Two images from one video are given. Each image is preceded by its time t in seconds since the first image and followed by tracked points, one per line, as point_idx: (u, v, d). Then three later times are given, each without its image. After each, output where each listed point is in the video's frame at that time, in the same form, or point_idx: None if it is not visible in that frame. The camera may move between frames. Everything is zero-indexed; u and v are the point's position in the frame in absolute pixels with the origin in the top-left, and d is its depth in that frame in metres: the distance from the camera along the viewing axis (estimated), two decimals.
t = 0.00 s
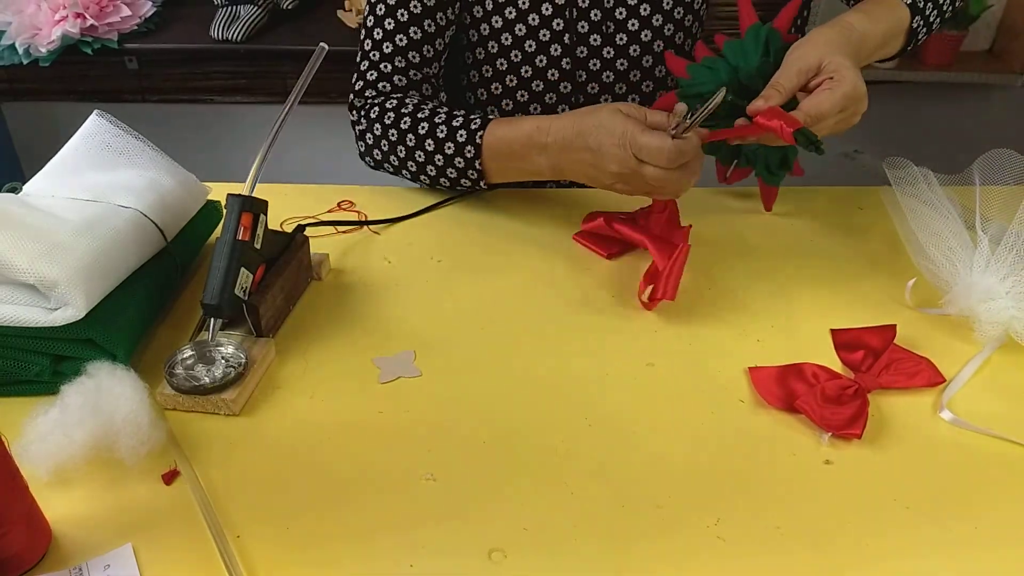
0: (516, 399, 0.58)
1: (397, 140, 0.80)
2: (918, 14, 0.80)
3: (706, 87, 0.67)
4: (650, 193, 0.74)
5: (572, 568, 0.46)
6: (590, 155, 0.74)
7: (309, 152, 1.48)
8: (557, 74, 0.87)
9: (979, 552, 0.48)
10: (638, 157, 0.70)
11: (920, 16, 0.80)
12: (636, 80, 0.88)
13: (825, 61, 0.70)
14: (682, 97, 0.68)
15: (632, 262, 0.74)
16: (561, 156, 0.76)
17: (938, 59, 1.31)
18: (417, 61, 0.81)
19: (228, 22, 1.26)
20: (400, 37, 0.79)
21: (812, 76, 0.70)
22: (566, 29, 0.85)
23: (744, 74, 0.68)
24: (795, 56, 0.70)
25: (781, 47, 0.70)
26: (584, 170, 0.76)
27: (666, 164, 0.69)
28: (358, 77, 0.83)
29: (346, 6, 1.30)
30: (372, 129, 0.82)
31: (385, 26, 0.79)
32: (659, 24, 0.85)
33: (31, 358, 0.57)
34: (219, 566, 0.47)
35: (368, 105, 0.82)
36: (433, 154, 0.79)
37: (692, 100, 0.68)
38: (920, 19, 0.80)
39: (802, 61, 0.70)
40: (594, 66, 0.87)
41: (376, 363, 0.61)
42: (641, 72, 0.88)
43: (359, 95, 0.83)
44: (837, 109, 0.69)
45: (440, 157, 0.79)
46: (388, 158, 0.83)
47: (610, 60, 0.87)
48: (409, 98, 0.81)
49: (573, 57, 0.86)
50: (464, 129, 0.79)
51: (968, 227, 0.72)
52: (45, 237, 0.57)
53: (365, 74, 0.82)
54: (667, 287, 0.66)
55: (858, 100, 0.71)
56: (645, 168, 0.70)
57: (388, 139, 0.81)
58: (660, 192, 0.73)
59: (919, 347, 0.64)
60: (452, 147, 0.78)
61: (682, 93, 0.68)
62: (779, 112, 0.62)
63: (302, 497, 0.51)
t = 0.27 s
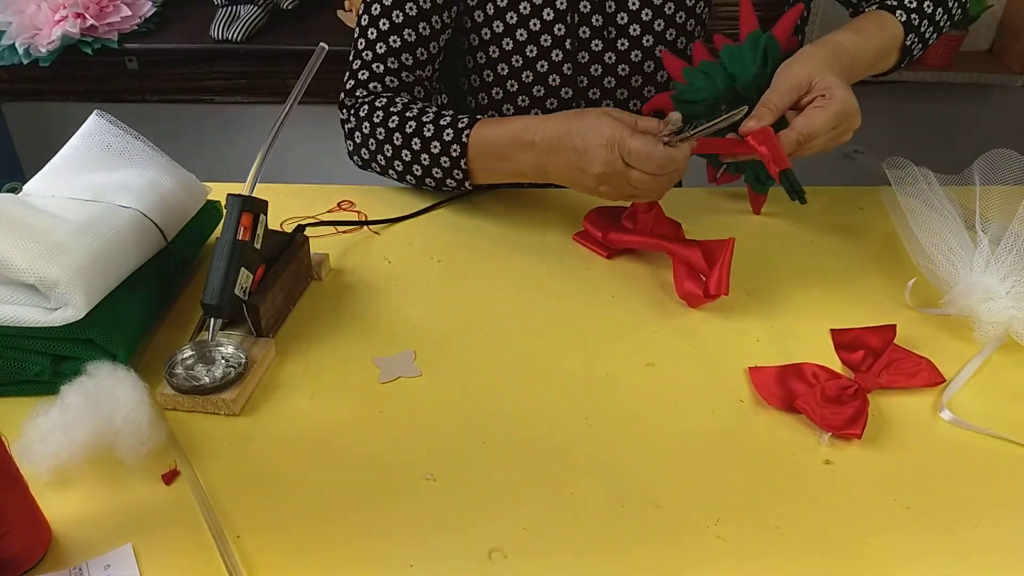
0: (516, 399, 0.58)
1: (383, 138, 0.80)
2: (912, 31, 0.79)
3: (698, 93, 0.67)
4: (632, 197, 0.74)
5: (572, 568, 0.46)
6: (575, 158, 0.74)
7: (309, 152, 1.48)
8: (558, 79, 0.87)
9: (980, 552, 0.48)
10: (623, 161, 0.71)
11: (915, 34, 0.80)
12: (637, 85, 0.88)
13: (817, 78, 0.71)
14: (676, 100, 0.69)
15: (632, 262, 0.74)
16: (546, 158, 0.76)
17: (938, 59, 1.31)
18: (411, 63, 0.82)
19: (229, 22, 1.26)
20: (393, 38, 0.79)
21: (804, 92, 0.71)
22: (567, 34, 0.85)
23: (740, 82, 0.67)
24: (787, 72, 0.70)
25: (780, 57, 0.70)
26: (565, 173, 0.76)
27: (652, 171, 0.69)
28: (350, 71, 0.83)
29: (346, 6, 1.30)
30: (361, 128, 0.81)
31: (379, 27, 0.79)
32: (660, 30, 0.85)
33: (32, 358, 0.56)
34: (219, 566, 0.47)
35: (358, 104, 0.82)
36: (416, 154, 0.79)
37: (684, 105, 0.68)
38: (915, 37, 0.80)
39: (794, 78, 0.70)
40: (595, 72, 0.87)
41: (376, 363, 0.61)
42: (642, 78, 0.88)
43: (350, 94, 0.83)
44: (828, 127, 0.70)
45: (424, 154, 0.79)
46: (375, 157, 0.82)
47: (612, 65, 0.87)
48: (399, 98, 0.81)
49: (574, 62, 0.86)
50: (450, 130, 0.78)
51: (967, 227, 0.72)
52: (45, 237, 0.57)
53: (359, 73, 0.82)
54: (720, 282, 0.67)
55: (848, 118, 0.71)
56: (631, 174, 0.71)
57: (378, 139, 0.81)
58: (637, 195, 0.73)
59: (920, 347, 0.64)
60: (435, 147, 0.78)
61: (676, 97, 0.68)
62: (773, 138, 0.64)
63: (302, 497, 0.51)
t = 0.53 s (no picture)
0: (516, 399, 0.58)
1: (346, 133, 0.78)
2: (919, 48, 0.80)
3: (707, 108, 0.67)
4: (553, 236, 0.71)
5: (571, 569, 0.46)
6: (494, 199, 0.71)
7: (309, 152, 1.48)
8: (556, 84, 0.86)
9: (980, 552, 0.48)
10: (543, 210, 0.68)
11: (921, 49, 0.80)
12: (636, 90, 0.88)
13: (835, 105, 0.70)
14: (682, 117, 0.68)
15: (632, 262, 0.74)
16: (463, 189, 0.73)
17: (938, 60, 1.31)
18: (389, 62, 0.80)
19: (228, 22, 1.26)
20: (375, 36, 0.78)
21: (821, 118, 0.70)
22: (566, 39, 0.84)
23: (745, 96, 0.68)
24: (804, 97, 0.70)
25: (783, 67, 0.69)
26: (482, 208, 0.73)
27: (575, 226, 0.67)
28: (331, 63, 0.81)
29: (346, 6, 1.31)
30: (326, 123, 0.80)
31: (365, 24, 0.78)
32: (659, 35, 0.85)
33: (32, 358, 0.57)
34: (219, 566, 0.47)
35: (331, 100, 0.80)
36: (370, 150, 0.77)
37: (689, 119, 0.68)
38: (921, 53, 0.80)
39: (812, 103, 0.69)
40: (593, 77, 0.86)
41: (376, 363, 0.61)
42: (640, 83, 0.88)
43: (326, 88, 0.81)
44: (847, 156, 0.69)
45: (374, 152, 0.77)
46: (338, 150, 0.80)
47: (610, 70, 0.86)
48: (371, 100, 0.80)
49: (572, 68, 0.86)
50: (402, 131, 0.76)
51: (967, 227, 0.72)
52: (45, 237, 0.57)
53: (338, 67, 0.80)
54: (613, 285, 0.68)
55: (866, 147, 0.71)
56: (553, 227, 0.69)
57: (340, 139, 0.79)
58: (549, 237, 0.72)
59: (919, 347, 0.64)
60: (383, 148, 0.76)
61: (680, 111, 0.68)
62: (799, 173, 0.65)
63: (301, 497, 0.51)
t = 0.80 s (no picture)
0: (516, 399, 0.58)
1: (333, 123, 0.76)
2: (904, 74, 0.79)
3: (682, 134, 0.65)
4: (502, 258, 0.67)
5: (571, 569, 0.46)
6: (444, 197, 0.67)
7: (309, 152, 1.48)
8: (552, 86, 0.86)
9: (980, 552, 0.48)
10: (486, 227, 0.64)
11: (907, 77, 0.79)
12: (631, 94, 0.88)
13: (815, 142, 0.68)
14: (655, 136, 0.66)
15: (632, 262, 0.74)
16: (427, 185, 0.69)
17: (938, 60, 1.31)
18: (378, 57, 0.79)
19: (228, 23, 1.25)
20: (367, 31, 0.78)
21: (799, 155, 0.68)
22: (562, 41, 0.84)
23: (721, 119, 0.66)
24: (787, 131, 0.67)
25: (759, 90, 0.67)
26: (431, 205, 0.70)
27: (507, 248, 0.64)
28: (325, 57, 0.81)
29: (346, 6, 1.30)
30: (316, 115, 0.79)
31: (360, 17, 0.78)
32: (656, 39, 0.85)
33: (32, 358, 0.57)
34: (219, 566, 0.47)
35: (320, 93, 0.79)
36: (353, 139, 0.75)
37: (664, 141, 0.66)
38: (905, 81, 0.79)
39: (794, 140, 0.66)
40: (590, 80, 0.86)
41: (376, 362, 0.61)
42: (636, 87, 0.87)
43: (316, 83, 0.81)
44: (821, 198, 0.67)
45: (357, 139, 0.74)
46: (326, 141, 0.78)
47: (607, 74, 0.86)
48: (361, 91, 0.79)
49: (569, 70, 0.85)
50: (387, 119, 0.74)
51: (967, 227, 0.72)
52: (45, 237, 0.57)
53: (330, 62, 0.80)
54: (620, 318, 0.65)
55: (838, 188, 0.69)
56: (479, 240, 0.65)
57: (327, 129, 0.77)
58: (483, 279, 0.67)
59: (919, 347, 0.64)
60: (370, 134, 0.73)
61: (655, 132, 0.66)
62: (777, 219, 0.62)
63: (301, 497, 0.51)
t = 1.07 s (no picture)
0: (516, 399, 0.58)
1: (334, 105, 0.79)
2: (911, 65, 0.79)
3: (696, 126, 0.65)
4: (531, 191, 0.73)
5: (572, 570, 0.46)
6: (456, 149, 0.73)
7: (309, 152, 1.48)
8: (553, 87, 0.86)
9: (982, 552, 0.47)
10: (489, 170, 0.70)
11: (913, 66, 0.79)
12: (634, 94, 0.87)
13: (829, 130, 0.69)
14: (666, 129, 0.66)
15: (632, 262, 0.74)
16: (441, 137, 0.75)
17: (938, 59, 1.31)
18: (369, 55, 0.82)
19: (228, 22, 1.25)
20: (365, 28, 0.79)
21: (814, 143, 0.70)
22: (563, 42, 0.83)
23: (733, 110, 0.66)
24: (802, 121, 0.69)
25: (771, 80, 0.67)
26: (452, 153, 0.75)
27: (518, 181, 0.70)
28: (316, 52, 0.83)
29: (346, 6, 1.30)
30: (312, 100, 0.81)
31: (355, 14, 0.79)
32: (658, 38, 0.85)
33: (31, 358, 0.56)
34: (218, 566, 0.46)
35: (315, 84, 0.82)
36: (354, 117, 0.78)
37: (677, 134, 0.66)
38: (913, 70, 0.79)
39: (809, 128, 0.68)
40: (591, 80, 0.86)
41: (375, 363, 0.61)
42: (639, 86, 0.87)
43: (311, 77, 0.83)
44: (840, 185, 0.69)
45: (359, 115, 0.77)
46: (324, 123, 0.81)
47: (609, 74, 0.86)
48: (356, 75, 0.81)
49: (570, 70, 0.85)
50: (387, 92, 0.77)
51: (968, 227, 0.72)
52: (44, 237, 0.57)
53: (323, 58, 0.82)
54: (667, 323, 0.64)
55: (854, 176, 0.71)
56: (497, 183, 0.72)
57: (325, 112, 0.80)
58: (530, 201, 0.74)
59: (921, 347, 0.64)
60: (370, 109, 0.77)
61: (667, 125, 0.65)
62: (799, 205, 0.65)
63: (300, 498, 0.51)
